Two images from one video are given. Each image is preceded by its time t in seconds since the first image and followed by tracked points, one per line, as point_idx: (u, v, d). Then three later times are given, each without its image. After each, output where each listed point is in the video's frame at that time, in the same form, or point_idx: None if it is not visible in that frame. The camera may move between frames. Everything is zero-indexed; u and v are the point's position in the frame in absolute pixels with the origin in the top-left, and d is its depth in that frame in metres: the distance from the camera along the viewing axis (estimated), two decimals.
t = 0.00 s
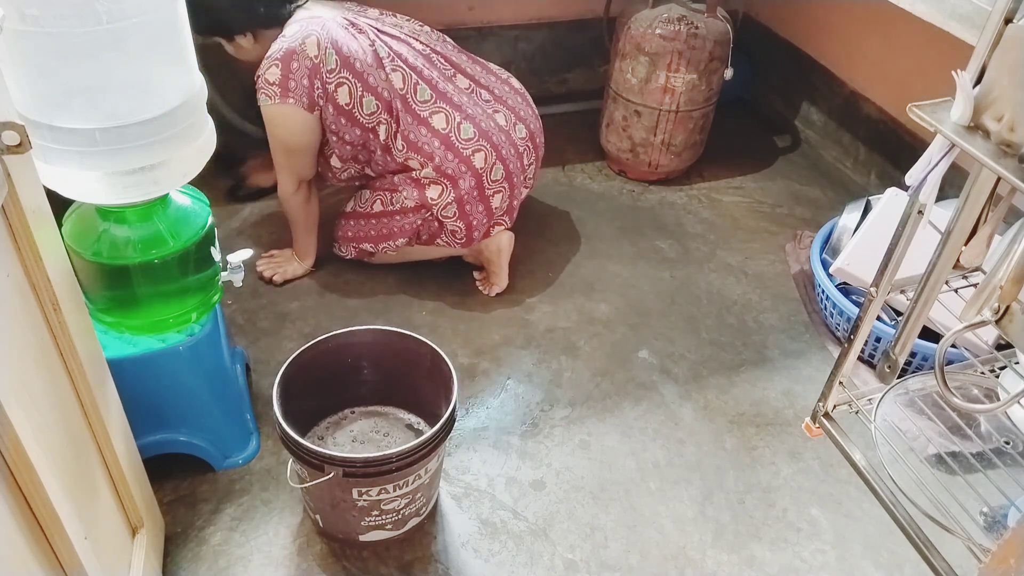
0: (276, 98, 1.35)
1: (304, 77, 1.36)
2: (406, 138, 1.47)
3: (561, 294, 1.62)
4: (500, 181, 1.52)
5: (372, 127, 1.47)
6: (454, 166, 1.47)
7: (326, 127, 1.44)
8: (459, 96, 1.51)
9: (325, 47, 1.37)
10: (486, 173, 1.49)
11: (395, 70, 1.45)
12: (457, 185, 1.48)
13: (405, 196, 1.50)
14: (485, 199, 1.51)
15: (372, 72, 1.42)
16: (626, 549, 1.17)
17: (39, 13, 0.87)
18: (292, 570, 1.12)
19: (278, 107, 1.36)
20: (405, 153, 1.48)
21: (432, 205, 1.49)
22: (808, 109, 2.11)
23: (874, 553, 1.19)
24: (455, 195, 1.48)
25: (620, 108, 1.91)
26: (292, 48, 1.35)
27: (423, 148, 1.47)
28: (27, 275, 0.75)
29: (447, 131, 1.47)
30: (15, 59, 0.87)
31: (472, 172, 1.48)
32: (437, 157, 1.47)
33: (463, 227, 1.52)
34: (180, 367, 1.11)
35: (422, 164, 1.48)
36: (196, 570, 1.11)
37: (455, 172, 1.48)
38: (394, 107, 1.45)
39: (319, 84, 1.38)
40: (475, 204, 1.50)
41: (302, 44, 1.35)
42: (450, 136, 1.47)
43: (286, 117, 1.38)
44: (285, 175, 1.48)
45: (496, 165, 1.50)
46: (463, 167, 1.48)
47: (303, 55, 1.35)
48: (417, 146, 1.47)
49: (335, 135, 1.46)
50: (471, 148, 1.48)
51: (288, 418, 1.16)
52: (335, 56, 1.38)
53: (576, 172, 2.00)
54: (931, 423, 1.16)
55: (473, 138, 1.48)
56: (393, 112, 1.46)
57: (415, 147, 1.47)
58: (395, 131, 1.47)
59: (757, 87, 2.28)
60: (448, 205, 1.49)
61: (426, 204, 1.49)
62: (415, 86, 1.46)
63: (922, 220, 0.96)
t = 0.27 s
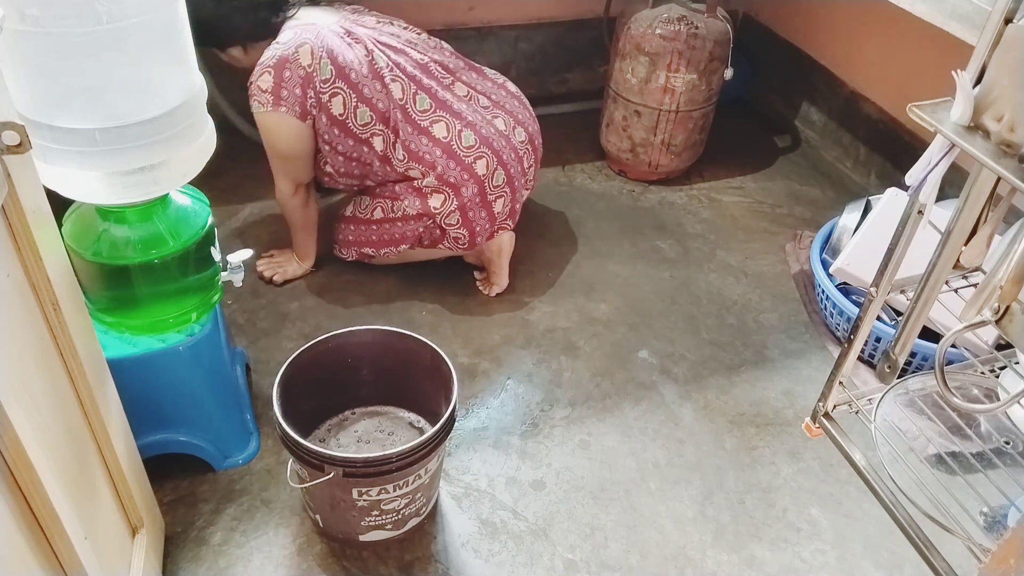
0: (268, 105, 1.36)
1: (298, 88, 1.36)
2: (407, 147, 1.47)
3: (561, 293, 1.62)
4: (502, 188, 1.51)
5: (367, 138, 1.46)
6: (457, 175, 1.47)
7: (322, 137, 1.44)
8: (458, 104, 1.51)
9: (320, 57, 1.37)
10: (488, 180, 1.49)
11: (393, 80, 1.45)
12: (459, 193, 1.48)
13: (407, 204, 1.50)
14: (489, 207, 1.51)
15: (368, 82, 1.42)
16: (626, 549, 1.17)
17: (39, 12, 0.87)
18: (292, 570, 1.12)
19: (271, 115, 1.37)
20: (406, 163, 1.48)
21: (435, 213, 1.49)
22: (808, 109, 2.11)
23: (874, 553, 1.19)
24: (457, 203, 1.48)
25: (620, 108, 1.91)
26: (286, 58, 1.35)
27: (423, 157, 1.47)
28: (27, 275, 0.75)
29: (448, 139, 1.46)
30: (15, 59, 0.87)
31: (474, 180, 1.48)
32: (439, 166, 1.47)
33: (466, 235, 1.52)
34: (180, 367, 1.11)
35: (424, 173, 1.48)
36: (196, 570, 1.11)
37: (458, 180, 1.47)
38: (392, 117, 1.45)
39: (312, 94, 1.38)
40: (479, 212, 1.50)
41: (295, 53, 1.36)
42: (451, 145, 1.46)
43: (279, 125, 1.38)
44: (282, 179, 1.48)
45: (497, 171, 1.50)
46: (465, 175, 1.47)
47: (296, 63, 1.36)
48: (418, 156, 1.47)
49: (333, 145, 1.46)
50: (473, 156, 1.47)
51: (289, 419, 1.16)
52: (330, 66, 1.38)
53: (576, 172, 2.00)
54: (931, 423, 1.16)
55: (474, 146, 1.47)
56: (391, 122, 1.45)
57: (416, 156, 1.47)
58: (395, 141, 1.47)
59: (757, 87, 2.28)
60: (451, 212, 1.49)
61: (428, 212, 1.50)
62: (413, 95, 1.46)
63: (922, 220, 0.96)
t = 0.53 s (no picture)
0: (260, 114, 1.35)
1: (292, 94, 1.35)
2: (403, 150, 1.47)
3: (561, 293, 1.62)
4: (498, 185, 1.52)
5: (363, 142, 1.46)
6: (453, 175, 1.48)
7: (318, 142, 1.43)
8: (449, 104, 1.51)
9: (311, 63, 1.37)
10: (485, 178, 1.50)
11: (384, 83, 1.45)
12: (457, 193, 1.48)
13: (405, 207, 1.50)
14: (486, 205, 1.52)
15: (362, 87, 1.41)
16: (626, 549, 1.17)
17: (39, 12, 0.87)
18: (292, 570, 1.12)
19: (264, 123, 1.36)
20: (403, 166, 1.48)
21: (434, 214, 1.49)
22: (808, 109, 2.11)
23: (874, 553, 1.19)
24: (455, 204, 1.49)
25: (620, 108, 1.91)
26: (278, 66, 1.34)
27: (419, 159, 1.47)
28: (27, 275, 0.75)
29: (443, 140, 1.47)
30: (15, 59, 0.87)
31: (470, 179, 1.49)
32: (436, 167, 1.47)
33: (465, 235, 1.52)
34: (181, 367, 1.11)
35: (421, 176, 1.48)
36: (196, 570, 1.11)
37: (455, 180, 1.48)
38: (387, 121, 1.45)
39: (308, 99, 1.37)
40: (477, 212, 1.51)
41: (288, 60, 1.35)
42: (446, 145, 1.47)
43: (273, 132, 1.38)
44: (277, 185, 1.48)
45: (493, 167, 1.50)
46: (462, 174, 1.48)
47: (289, 70, 1.34)
48: (414, 158, 1.47)
49: (329, 150, 1.45)
50: (468, 155, 1.48)
51: (289, 418, 1.16)
52: (323, 72, 1.37)
53: (576, 172, 2.00)
54: (931, 423, 1.16)
55: (469, 145, 1.48)
56: (386, 126, 1.45)
57: (412, 158, 1.47)
58: (391, 145, 1.47)
59: (757, 87, 2.28)
60: (450, 213, 1.49)
61: (427, 214, 1.50)
62: (405, 97, 1.46)
63: (922, 220, 0.96)
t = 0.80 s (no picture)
0: (268, 123, 1.34)
1: (297, 97, 1.35)
2: (400, 147, 1.47)
3: (561, 293, 1.62)
4: (494, 180, 1.53)
5: (367, 140, 1.45)
6: (450, 170, 1.48)
7: (322, 145, 1.43)
8: (443, 100, 1.52)
9: (312, 65, 1.36)
10: (482, 172, 1.51)
11: (380, 81, 1.45)
12: (454, 188, 1.49)
13: (402, 205, 1.50)
14: (483, 200, 1.53)
15: (361, 85, 1.41)
16: (626, 549, 1.17)
17: (39, 12, 0.87)
18: (292, 570, 1.12)
19: (272, 132, 1.35)
20: (401, 163, 1.48)
21: (432, 211, 1.50)
22: (808, 109, 2.11)
23: (874, 553, 1.19)
24: (453, 199, 1.49)
25: (620, 109, 1.91)
26: (280, 70, 1.33)
27: (417, 156, 1.48)
28: (27, 275, 0.75)
29: (439, 135, 1.48)
30: (15, 60, 0.87)
31: (467, 174, 1.49)
32: (433, 163, 1.48)
33: (462, 231, 1.53)
34: (181, 367, 1.11)
35: (418, 172, 1.48)
36: (196, 570, 1.11)
37: (451, 175, 1.49)
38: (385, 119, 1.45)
39: (313, 101, 1.37)
40: (474, 207, 1.52)
41: (289, 64, 1.34)
42: (442, 140, 1.48)
43: (281, 140, 1.37)
44: (280, 192, 1.48)
45: (489, 161, 1.51)
46: (459, 170, 1.49)
47: (292, 74, 1.34)
48: (411, 155, 1.48)
49: (330, 152, 1.45)
50: (464, 149, 1.49)
51: (289, 419, 1.16)
52: (324, 72, 1.37)
53: (576, 172, 2.00)
54: (931, 423, 1.16)
55: (464, 140, 1.49)
56: (384, 124, 1.45)
57: (410, 155, 1.47)
58: (388, 142, 1.47)
59: (757, 87, 2.28)
60: (448, 209, 1.50)
61: (425, 211, 1.50)
62: (401, 93, 1.46)
63: (922, 220, 0.96)
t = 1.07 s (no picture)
0: (276, 110, 1.36)
1: (305, 81, 1.36)
2: (408, 137, 1.47)
3: (561, 294, 1.62)
4: (499, 177, 1.52)
5: (376, 127, 1.46)
6: (455, 164, 1.48)
7: (330, 132, 1.44)
8: (452, 94, 1.52)
9: (321, 50, 1.38)
10: (486, 169, 1.50)
11: (390, 69, 1.46)
12: (457, 184, 1.48)
13: (406, 199, 1.49)
14: (487, 196, 1.52)
15: (369, 71, 1.42)
16: (626, 549, 1.17)
17: (39, 13, 0.87)
18: (292, 570, 1.12)
19: (279, 117, 1.36)
20: (407, 154, 1.48)
21: (435, 206, 1.49)
22: (808, 109, 2.11)
23: (874, 553, 1.19)
24: (456, 194, 1.48)
25: (620, 109, 1.91)
26: (289, 55, 1.35)
27: (422, 148, 1.47)
28: (27, 274, 0.75)
29: (446, 127, 1.47)
30: (16, 60, 0.87)
31: (472, 169, 1.49)
32: (438, 155, 1.47)
33: (465, 228, 1.52)
34: (180, 367, 1.11)
35: (423, 163, 1.48)
36: (196, 570, 1.11)
37: (456, 169, 1.48)
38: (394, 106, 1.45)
39: (321, 86, 1.38)
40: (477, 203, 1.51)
41: (298, 49, 1.36)
42: (449, 134, 1.47)
43: (287, 127, 1.38)
44: (284, 186, 1.48)
45: (494, 160, 1.51)
46: (463, 164, 1.48)
47: (300, 59, 1.36)
48: (418, 145, 1.47)
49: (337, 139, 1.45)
50: (470, 145, 1.48)
51: (289, 419, 1.16)
52: (332, 58, 1.39)
53: (576, 172, 2.00)
54: (931, 423, 1.16)
55: (471, 134, 1.48)
56: (391, 112, 1.46)
57: (416, 146, 1.47)
58: (395, 132, 1.47)
59: (757, 87, 2.28)
60: (451, 204, 1.49)
61: (428, 206, 1.49)
62: (410, 83, 1.46)
63: (922, 220, 0.96)
